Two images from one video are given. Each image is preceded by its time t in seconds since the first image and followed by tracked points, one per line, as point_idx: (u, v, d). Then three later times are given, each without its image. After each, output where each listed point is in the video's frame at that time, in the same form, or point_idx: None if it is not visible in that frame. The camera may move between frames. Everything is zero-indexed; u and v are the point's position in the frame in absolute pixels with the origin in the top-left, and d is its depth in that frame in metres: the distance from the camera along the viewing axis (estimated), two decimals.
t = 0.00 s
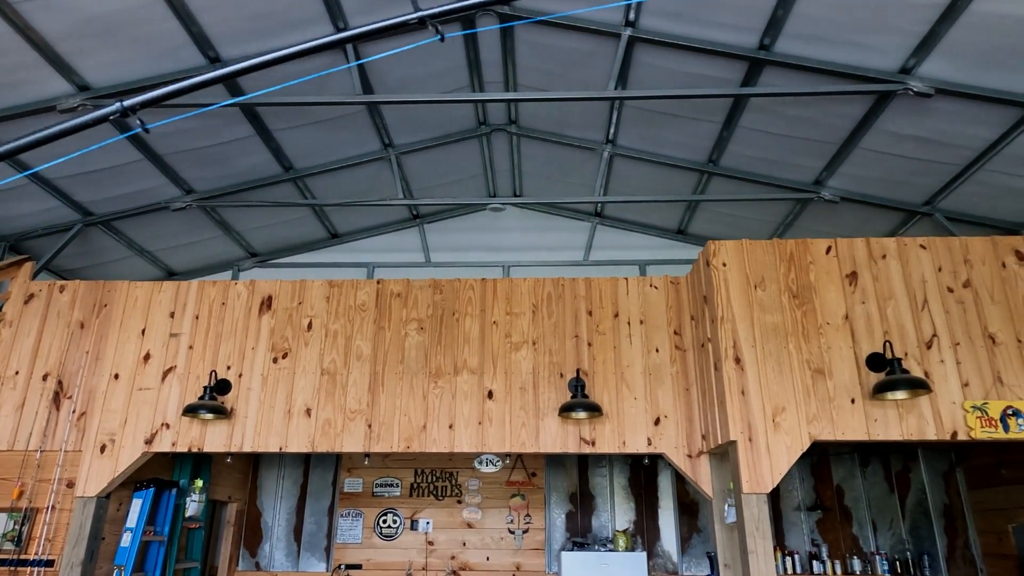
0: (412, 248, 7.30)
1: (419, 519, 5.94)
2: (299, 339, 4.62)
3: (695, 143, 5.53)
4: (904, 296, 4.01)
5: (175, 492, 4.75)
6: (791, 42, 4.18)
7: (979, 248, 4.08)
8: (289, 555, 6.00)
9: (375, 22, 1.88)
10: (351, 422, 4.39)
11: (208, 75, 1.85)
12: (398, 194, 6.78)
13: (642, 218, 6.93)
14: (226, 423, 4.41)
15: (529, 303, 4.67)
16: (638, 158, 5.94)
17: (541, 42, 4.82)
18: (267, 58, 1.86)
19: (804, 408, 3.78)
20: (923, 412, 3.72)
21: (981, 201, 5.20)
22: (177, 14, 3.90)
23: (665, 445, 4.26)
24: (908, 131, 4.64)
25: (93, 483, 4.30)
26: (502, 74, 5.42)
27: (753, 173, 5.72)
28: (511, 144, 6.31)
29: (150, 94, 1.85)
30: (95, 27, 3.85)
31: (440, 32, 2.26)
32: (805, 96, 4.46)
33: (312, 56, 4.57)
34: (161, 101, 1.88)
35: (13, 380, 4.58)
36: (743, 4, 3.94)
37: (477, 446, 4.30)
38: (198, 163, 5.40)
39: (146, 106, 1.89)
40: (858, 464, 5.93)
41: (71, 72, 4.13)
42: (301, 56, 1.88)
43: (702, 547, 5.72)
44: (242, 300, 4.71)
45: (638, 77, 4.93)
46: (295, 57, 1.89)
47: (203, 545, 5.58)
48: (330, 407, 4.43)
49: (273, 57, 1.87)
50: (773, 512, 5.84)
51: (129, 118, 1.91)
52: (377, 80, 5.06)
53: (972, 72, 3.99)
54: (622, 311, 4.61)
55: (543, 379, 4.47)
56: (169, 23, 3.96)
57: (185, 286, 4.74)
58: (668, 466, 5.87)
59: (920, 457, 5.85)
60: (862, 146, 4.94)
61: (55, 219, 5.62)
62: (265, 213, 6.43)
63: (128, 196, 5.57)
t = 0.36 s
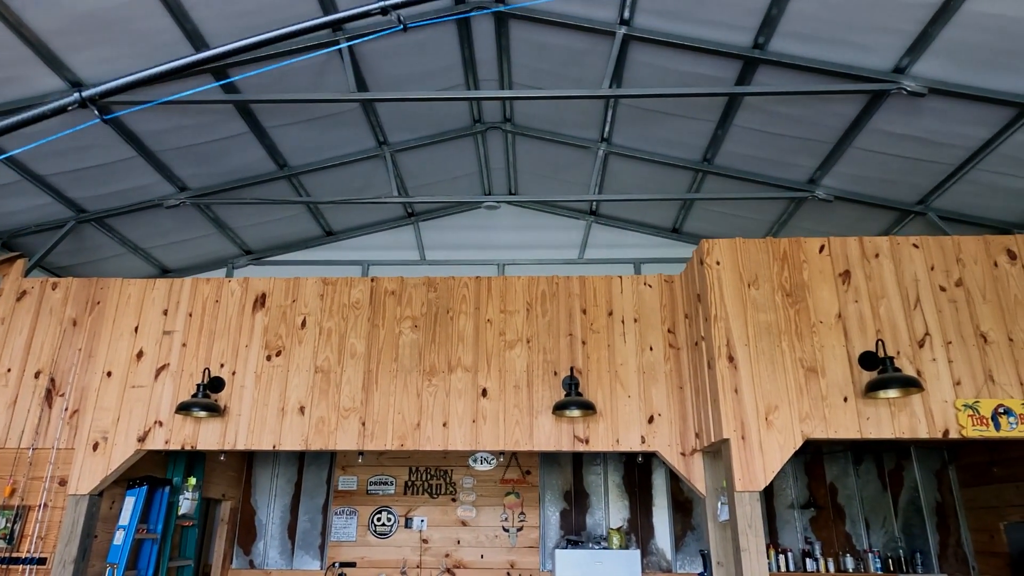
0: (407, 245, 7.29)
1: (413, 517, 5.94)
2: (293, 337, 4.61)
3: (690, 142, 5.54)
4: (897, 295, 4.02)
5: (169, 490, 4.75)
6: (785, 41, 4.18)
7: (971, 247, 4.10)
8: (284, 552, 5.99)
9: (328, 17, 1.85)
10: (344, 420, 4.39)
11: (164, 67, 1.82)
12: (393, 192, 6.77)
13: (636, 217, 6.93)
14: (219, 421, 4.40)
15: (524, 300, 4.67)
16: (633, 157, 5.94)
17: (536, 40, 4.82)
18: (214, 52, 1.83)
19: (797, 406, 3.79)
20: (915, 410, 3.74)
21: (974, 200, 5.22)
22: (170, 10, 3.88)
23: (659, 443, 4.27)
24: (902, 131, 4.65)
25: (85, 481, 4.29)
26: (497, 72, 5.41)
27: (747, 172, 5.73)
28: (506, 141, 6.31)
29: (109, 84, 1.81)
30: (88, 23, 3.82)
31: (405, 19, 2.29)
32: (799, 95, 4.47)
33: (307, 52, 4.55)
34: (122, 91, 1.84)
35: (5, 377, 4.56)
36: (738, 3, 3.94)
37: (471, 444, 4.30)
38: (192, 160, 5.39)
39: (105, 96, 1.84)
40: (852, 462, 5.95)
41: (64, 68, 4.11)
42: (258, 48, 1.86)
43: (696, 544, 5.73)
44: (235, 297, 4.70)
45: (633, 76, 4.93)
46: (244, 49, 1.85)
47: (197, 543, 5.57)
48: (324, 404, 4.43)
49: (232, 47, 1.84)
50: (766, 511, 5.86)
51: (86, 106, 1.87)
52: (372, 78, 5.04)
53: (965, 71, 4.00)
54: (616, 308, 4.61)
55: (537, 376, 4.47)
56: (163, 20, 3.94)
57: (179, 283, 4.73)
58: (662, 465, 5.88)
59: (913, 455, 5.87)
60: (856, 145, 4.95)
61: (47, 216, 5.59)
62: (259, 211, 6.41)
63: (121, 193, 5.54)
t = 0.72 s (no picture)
0: (403, 243, 7.28)
1: (409, 515, 5.94)
2: (289, 335, 4.60)
3: (687, 141, 5.54)
4: (892, 294, 4.04)
5: (164, 488, 4.74)
6: (782, 41, 4.19)
7: (966, 247, 4.11)
8: (279, 550, 5.98)
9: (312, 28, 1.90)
10: (341, 418, 4.38)
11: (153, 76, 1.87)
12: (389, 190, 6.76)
13: (633, 215, 6.94)
14: (215, 419, 4.39)
15: (520, 299, 4.67)
16: (630, 155, 5.95)
17: (533, 38, 4.81)
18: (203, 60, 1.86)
19: (793, 405, 3.80)
20: (910, 409, 3.75)
21: (969, 200, 5.23)
22: (167, 7, 3.87)
23: (655, 442, 4.28)
24: (898, 130, 4.66)
25: (80, 479, 4.28)
26: (494, 70, 5.41)
27: (744, 171, 5.74)
28: (503, 140, 6.31)
29: (101, 93, 1.86)
30: (83, 19, 3.81)
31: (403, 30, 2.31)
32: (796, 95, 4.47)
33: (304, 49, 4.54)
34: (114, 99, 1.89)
35: None
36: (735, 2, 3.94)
37: (467, 443, 4.30)
38: (188, 157, 5.37)
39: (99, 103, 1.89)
40: (847, 461, 5.97)
41: (58, 64, 4.09)
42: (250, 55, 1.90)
43: (691, 543, 5.74)
44: (231, 295, 4.69)
45: (630, 75, 4.94)
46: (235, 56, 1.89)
47: (192, 541, 5.57)
48: (320, 402, 4.43)
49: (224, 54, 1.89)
50: (762, 509, 5.87)
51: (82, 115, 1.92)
52: (369, 75, 5.03)
53: (961, 71, 4.01)
54: (613, 307, 4.62)
55: (533, 375, 4.47)
56: (158, 16, 3.92)
57: (174, 281, 4.72)
58: (658, 463, 5.89)
59: (908, 453, 5.89)
60: (852, 144, 4.96)
61: (42, 213, 5.57)
62: (256, 208, 6.40)
63: (116, 190, 5.52)
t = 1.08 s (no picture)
0: (400, 240, 7.27)
1: (405, 511, 5.95)
2: (285, 331, 4.59)
3: (683, 138, 5.54)
4: (888, 292, 4.04)
5: (159, 484, 4.74)
6: (778, 38, 4.19)
7: (962, 244, 4.12)
8: (275, 546, 5.98)
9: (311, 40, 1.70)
10: (336, 415, 4.38)
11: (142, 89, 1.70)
12: (386, 186, 6.75)
13: (630, 212, 6.94)
14: (210, 415, 4.38)
15: (517, 296, 4.67)
16: (626, 152, 5.94)
17: (530, 34, 4.80)
18: (198, 72, 1.68)
19: (788, 402, 3.80)
20: (905, 406, 3.76)
21: (965, 197, 5.24)
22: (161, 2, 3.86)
23: (651, 439, 4.28)
24: (894, 128, 4.67)
25: (76, 475, 4.27)
26: (491, 66, 5.40)
27: (740, 168, 5.74)
28: (500, 136, 6.30)
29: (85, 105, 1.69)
30: (77, 14, 3.79)
31: (403, 46, 1.95)
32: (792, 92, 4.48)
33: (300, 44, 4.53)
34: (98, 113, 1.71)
35: None
36: None
37: (463, 439, 4.31)
38: (184, 153, 5.35)
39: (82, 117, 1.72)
40: (842, 457, 5.99)
41: (53, 59, 4.07)
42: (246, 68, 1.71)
43: (687, 539, 5.76)
44: (226, 291, 4.68)
45: (627, 71, 4.93)
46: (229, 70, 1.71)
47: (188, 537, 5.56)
48: (316, 399, 4.42)
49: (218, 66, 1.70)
50: (758, 505, 5.89)
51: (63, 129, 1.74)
52: (365, 71, 5.02)
53: (956, 69, 4.01)
54: (609, 304, 4.62)
55: (529, 371, 4.47)
56: (153, 11, 3.91)
57: (170, 277, 4.70)
58: (654, 460, 5.90)
59: (903, 450, 5.90)
60: (848, 142, 4.96)
61: (37, 209, 5.54)
62: (252, 204, 6.38)
63: (111, 186, 5.50)
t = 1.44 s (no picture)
0: (396, 237, 7.27)
1: (402, 509, 5.95)
2: (281, 329, 4.59)
3: (680, 136, 5.54)
4: (883, 289, 4.05)
5: (155, 482, 4.73)
6: (775, 36, 4.19)
7: (957, 242, 4.13)
8: (272, 544, 5.98)
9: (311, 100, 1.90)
10: (332, 412, 4.37)
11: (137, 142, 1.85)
12: (382, 184, 6.74)
13: (626, 210, 6.94)
14: (206, 413, 4.38)
15: (513, 293, 4.66)
16: (623, 150, 5.94)
17: (526, 31, 4.80)
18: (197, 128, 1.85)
19: (783, 399, 3.81)
20: (900, 404, 3.77)
21: (961, 195, 5.25)
22: None
23: (646, 436, 4.29)
24: (890, 126, 4.67)
25: (71, 473, 4.26)
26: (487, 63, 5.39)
27: (737, 166, 5.74)
28: (497, 134, 6.29)
29: (82, 155, 1.83)
30: (71, 10, 3.77)
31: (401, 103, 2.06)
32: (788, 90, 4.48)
33: (296, 41, 4.52)
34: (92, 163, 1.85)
35: None
36: None
37: (459, 437, 4.31)
38: (179, 150, 5.34)
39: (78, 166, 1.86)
40: (838, 455, 6.00)
41: (47, 56, 4.06)
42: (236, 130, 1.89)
43: (683, 536, 5.77)
44: (222, 289, 4.67)
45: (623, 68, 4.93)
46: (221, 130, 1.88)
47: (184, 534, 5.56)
48: (312, 396, 4.42)
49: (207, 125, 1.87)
50: (754, 503, 5.90)
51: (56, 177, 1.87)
52: (361, 69, 5.01)
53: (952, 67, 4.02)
54: (605, 302, 4.62)
55: (525, 369, 4.47)
56: (148, 7, 3.90)
57: (165, 274, 4.69)
58: (650, 458, 5.90)
59: (898, 448, 5.91)
60: (845, 140, 4.97)
61: (32, 206, 5.53)
62: (248, 202, 6.37)
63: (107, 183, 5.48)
